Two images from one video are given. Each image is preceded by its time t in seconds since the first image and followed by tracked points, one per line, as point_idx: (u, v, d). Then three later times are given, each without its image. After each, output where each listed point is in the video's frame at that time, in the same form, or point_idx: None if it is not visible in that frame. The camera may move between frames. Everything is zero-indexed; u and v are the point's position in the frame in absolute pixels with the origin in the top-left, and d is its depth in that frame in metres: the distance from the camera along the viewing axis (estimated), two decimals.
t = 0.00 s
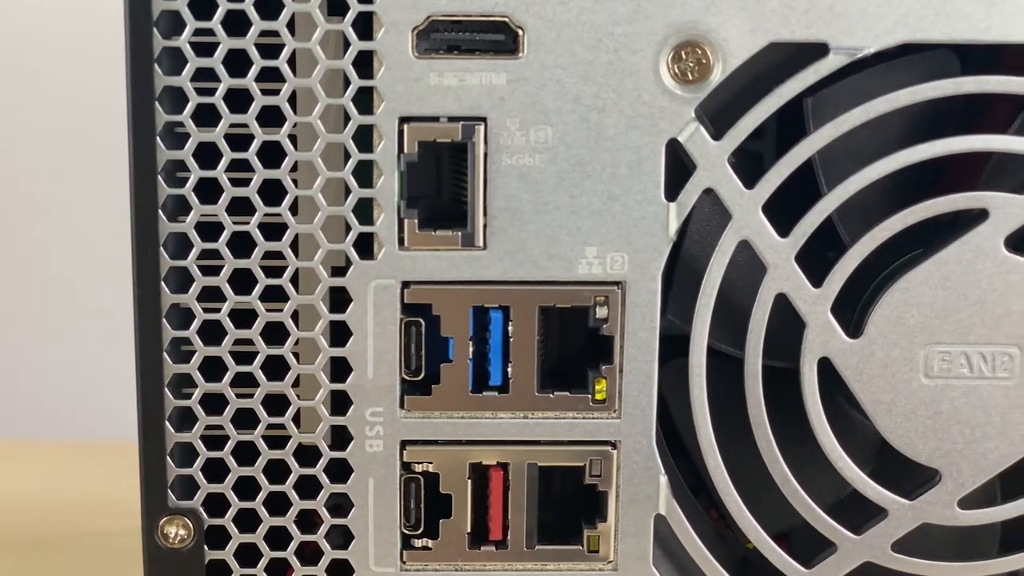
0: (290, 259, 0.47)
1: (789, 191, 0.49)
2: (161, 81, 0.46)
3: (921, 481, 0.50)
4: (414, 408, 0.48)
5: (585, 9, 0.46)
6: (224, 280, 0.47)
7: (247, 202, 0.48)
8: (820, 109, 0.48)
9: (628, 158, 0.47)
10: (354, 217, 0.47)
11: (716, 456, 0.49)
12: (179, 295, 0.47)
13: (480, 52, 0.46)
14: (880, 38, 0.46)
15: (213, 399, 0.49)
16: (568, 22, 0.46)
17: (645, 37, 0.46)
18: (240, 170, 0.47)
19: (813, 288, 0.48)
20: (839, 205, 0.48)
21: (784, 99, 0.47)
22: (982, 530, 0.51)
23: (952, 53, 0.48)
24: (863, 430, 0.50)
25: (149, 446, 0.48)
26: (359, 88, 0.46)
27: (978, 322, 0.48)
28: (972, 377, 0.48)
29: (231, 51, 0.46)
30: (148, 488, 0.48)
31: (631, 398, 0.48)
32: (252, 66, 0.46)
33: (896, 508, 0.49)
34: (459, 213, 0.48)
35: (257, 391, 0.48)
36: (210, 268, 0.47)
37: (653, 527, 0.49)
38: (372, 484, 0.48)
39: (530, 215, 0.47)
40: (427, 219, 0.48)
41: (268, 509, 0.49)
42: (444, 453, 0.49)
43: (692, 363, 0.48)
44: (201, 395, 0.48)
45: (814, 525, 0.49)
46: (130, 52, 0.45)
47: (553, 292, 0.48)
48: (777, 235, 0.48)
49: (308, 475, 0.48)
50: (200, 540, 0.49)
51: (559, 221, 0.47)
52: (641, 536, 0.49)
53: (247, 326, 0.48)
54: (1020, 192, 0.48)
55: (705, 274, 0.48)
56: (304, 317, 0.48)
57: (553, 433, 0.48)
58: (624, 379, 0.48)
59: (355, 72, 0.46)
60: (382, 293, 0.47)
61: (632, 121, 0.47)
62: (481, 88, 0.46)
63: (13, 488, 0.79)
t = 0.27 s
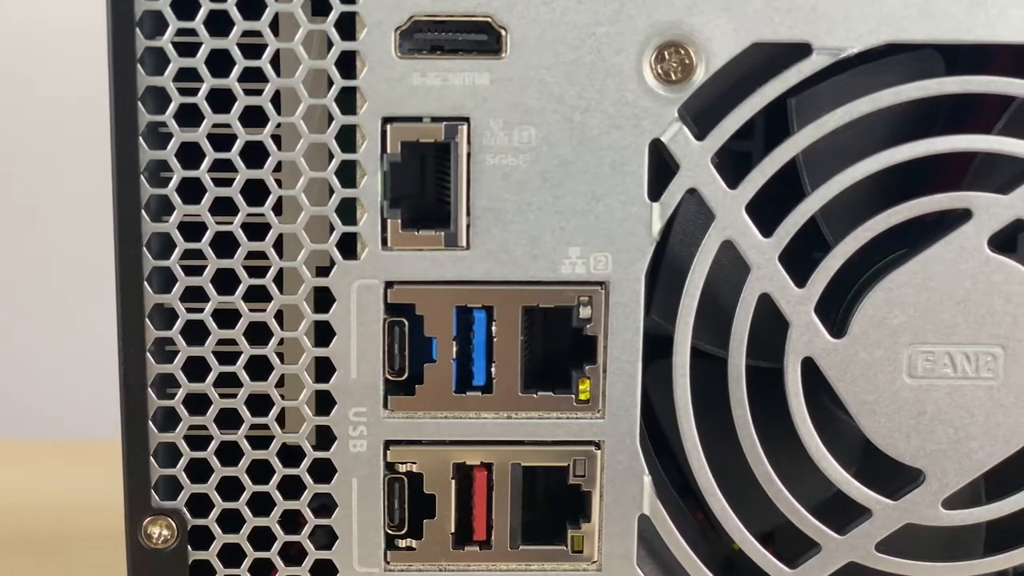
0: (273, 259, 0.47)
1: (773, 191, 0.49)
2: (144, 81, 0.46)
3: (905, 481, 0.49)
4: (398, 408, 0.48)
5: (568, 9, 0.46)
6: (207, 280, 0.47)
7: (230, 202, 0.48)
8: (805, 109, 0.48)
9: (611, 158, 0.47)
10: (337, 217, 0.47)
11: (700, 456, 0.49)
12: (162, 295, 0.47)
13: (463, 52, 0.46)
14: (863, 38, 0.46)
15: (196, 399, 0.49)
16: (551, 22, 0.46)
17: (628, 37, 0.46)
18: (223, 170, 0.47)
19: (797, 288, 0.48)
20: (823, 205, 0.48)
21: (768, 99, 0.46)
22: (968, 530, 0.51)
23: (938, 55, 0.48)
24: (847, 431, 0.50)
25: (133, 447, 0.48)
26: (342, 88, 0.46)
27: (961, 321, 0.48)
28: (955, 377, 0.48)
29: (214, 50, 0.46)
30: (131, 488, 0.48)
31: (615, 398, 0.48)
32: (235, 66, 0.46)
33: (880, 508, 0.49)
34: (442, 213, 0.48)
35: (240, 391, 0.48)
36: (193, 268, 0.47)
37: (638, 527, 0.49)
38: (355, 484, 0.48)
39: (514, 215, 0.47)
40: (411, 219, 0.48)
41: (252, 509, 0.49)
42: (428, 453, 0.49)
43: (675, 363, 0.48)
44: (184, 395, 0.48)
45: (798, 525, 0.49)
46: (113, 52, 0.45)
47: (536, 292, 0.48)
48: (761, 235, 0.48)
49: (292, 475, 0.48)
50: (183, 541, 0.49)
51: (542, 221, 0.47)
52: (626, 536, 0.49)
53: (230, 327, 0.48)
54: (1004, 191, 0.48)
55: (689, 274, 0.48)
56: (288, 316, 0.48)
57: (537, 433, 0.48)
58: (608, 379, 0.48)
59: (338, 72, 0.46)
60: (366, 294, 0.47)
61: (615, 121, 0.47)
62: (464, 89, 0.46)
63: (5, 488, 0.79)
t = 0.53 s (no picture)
0: (251, 259, 0.47)
1: (752, 190, 0.49)
2: (121, 81, 0.46)
3: (885, 481, 0.49)
4: (377, 408, 0.48)
5: (546, 9, 0.46)
6: (186, 280, 0.47)
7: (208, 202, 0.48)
8: (784, 108, 0.48)
9: (590, 158, 0.47)
10: (316, 217, 0.47)
11: (679, 455, 0.49)
12: (140, 295, 0.47)
13: (441, 52, 0.47)
14: (841, 38, 0.46)
15: (175, 399, 0.49)
16: (529, 22, 0.46)
17: (606, 37, 0.46)
18: (201, 170, 0.47)
19: (776, 288, 0.48)
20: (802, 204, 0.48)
21: (746, 99, 0.46)
22: (948, 530, 0.52)
23: (917, 54, 0.48)
24: (827, 432, 0.50)
25: (111, 447, 0.48)
26: (320, 88, 0.46)
27: (940, 321, 0.48)
28: (934, 376, 0.48)
29: (192, 50, 0.46)
30: (110, 488, 0.48)
31: (594, 398, 0.48)
32: (212, 66, 0.46)
33: (859, 508, 0.49)
34: (421, 213, 0.48)
35: (219, 391, 0.48)
36: (171, 268, 0.47)
37: (617, 527, 0.49)
38: (334, 484, 0.48)
39: (492, 215, 0.47)
40: (390, 218, 0.48)
41: (231, 509, 0.49)
42: (407, 453, 0.49)
43: (654, 363, 0.48)
44: (163, 395, 0.48)
45: (777, 525, 0.49)
46: (91, 52, 0.45)
47: (515, 292, 0.48)
48: (740, 235, 0.48)
49: (271, 475, 0.48)
50: (162, 540, 0.49)
51: (521, 221, 0.47)
52: (605, 537, 0.49)
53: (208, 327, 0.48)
54: (983, 191, 0.48)
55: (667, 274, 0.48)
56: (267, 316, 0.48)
57: (516, 433, 0.48)
58: (587, 379, 0.48)
59: (316, 72, 0.46)
60: (344, 294, 0.47)
61: (594, 121, 0.47)
62: (442, 88, 0.46)
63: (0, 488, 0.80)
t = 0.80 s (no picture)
0: (229, 259, 0.47)
1: (729, 192, 0.49)
2: (97, 80, 0.46)
3: (863, 481, 0.49)
4: (355, 408, 0.48)
5: (523, 9, 0.46)
6: (163, 280, 0.47)
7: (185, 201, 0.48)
8: (762, 108, 0.48)
9: (568, 157, 0.47)
10: (294, 216, 0.47)
11: (657, 455, 0.49)
12: (117, 295, 0.47)
13: (419, 52, 0.46)
14: (819, 38, 0.46)
15: (153, 400, 0.49)
16: (507, 22, 0.46)
17: (584, 36, 0.46)
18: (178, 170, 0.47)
19: (754, 288, 0.48)
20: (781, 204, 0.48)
21: (724, 98, 0.46)
22: (927, 530, 0.52)
23: (897, 55, 0.48)
24: (806, 431, 0.50)
25: (89, 447, 0.48)
26: (297, 88, 0.46)
27: (919, 321, 0.48)
28: (913, 376, 0.48)
29: (169, 50, 0.46)
30: (88, 488, 0.48)
31: (572, 398, 0.48)
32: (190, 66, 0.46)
33: (838, 508, 0.49)
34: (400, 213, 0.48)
35: (197, 391, 0.48)
36: (148, 268, 0.47)
37: (596, 527, 0.49)
38: (313, 484, 0.48)
39: (470, 215, 0.47)
40: (368, 218, 0.48)
41: (210, 509, 0.49)
42: (386, 453, 0.48)
43: (632, 363, 0.48)
44: (141, 395, 0.48)
45: (757, 525, 0.49)
46: (67, 52, 0.45)
47: (493, 292, 0.48)
48: (718, 235, 0.48)
49: (249, 475, 0.48)
50: (140, 540, 0.49)
51: (499, 221, 0.47)
52: (584, 537, 0.49)
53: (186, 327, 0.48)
54: (962, 191, 0.48)
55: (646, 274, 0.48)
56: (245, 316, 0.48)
57: (495, 433, 0.48)
58: (565, 379, 0.48)
59: (293, 72, 0.46)
60: (322, 294, 0.47)
61: (571, 121, 0.46)
62: (420, 88, 0.46)
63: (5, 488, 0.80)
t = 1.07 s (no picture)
0: (206, 259, 0.47)
1: (708, 190, 0.49)
2: (74, 80, 0.46)
3: (842, 481, 0.49)
4: (333, 408, 0.48)
5: (500, 8, 0.46)
6: (141, 280, 0.47)
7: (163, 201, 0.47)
8: (741, 108, 0.48)
9: (545, 157, 0.47)
10: (271, 216, 0.47)
11: (636, 455, 0.49)
12: (95, 295, 0.47)
13: (397, 52, 0.46)
14: (796, 38, 0.46)
15: (131, 400, 0.48)
16: (484, 22, 0.46)
17: (561, 36, 0.46)
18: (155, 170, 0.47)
19: (733, 288, 0.48)
20: (760, 203, 0.48)
21: (701, 99, 0.46)
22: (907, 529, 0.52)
23: (877, 54, 0.48)
24: (786, 431, 0.50)
25: (67, 447, 0.48)
26: (274, 87, 0.46)
27: (897, 321, 0.48)
28: (891, 376, 0.48)
29: (146, 49, 0.46)
30: (66, 488, 0.48)
31: (551, 398, 0.48)
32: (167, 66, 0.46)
33: (817, 508, 0.49)
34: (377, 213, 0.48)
35: (175, 391, 0.48)
36: (126, 268, 0.47)
37: (574, 528, 0.49)
38: (291, 484, 0.48)
39: (447, 215, 0.47)
40: (345, 218, 0.48)
41: (188, 509, 0.49)
42: (364, 453, 0.48)
43: (610, 363, 0.48)
44: (119, 395, 0.48)
45: (735, 525, 0.49)
46: (44, 52, 0.45)
47: (471, 292, 0.48)
48: (696, 235, 0.48)
49: (227, 475, 0.48)
50: (118, 541, 0.49)
51: (476, 221, 0.47)
52: (563, 537, 0.49)
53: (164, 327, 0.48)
54: (940, 191, 0.48)
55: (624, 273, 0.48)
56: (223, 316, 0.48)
57: (473, 434, 0.48)
58: (543, 379, 0.48)
59: (270, 71, 0.46)
60: (300, 294, 0.47)
61: (549, 121, 0.46)
62: (397, 88, 0.46)
63: None
